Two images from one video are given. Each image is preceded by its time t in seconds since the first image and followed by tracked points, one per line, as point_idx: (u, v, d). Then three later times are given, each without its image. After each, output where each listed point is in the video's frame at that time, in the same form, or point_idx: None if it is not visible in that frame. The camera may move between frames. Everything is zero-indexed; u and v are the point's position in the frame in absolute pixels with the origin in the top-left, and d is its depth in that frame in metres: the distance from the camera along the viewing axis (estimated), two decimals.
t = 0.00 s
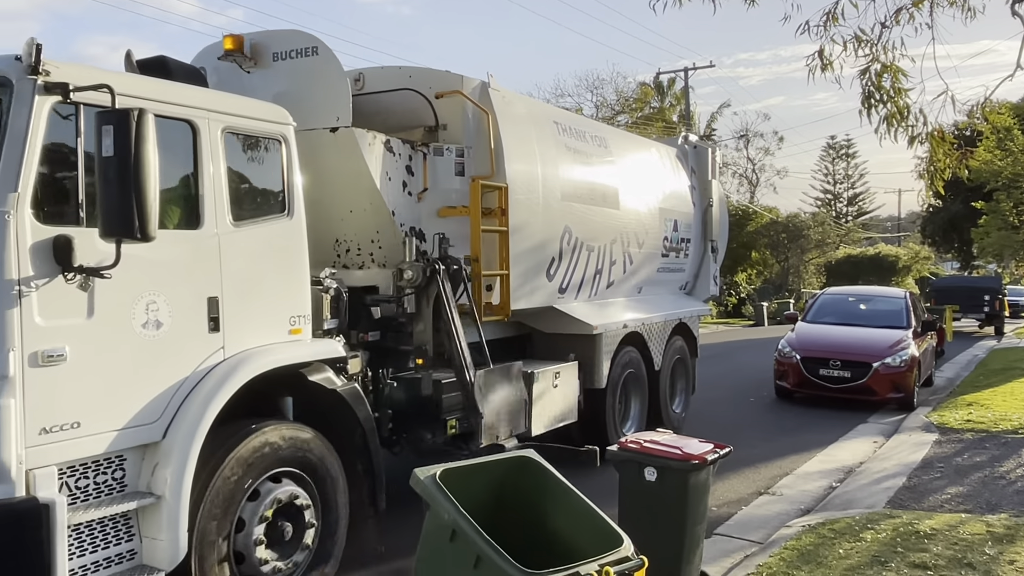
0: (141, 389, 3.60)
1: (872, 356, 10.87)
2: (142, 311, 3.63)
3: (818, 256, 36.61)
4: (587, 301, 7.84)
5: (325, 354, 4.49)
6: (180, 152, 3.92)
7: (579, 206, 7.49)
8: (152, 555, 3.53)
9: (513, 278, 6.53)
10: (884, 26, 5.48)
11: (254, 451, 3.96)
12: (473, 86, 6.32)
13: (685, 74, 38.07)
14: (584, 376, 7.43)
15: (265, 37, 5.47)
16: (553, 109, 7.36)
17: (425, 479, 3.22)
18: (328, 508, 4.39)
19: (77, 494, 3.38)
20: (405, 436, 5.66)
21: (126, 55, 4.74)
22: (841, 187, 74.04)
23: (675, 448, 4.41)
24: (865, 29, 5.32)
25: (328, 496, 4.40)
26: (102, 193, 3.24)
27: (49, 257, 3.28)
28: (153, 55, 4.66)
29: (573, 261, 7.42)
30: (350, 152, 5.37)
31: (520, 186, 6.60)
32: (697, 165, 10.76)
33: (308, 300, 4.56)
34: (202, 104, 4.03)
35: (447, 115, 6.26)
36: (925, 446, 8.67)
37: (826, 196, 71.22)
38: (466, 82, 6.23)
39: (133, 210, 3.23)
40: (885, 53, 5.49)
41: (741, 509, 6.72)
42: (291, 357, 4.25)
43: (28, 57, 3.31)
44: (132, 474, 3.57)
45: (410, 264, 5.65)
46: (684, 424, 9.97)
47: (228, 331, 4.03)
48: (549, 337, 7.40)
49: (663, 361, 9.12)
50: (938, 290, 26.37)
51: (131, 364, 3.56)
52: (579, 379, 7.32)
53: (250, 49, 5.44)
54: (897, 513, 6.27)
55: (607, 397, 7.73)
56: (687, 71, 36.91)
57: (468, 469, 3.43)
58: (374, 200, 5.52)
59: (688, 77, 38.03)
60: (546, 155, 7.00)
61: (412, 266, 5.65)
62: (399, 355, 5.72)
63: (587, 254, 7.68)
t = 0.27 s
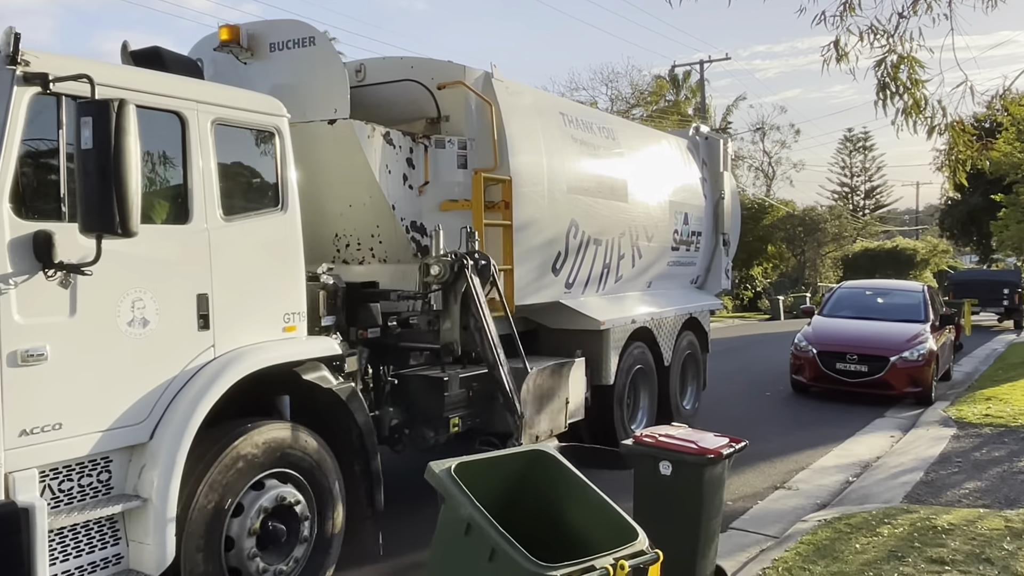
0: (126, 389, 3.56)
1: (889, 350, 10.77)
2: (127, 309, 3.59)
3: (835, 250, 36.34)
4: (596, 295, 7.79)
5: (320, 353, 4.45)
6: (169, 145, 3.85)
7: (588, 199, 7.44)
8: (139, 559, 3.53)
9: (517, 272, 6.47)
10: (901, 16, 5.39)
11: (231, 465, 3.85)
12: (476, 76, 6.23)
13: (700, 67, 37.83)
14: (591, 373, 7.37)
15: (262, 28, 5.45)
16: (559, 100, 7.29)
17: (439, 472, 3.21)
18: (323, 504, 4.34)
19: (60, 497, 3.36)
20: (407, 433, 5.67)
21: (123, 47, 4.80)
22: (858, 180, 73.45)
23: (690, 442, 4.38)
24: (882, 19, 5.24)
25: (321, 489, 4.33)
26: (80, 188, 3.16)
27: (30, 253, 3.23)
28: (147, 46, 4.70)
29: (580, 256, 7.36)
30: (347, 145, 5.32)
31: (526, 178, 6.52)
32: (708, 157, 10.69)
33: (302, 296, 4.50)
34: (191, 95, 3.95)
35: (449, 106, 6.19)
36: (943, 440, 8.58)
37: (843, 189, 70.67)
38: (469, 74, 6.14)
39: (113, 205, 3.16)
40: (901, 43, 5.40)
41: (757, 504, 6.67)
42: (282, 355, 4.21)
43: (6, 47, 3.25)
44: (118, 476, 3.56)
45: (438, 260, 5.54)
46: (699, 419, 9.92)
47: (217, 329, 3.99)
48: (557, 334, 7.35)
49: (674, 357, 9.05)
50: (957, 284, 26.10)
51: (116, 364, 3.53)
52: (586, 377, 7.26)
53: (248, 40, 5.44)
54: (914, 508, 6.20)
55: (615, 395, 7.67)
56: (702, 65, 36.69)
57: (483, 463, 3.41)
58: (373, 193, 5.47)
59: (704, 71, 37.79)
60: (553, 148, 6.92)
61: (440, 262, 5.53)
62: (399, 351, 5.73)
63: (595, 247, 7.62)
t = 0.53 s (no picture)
0: (129, 390, 3.58)
1: (908, 347, 10.67)
2: (129, 310, 3.60)
3: (853, 246, 36.03)
4: (609, 292, 7.75)
5: (326, 352, 4.45)
6: (172, 144, 3.85)
7: (600, 196, 7.39)
8: (144, 562, 3.55)
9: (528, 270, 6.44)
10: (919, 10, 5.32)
11: (229, 472, 3.82)
12: (486, 73, 6.22)
13: (717, 63, 37.61)
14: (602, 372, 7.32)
15: (270, 26, 5.49)
16: (570, 96, 7.25)
17: (456, 468, 3.19)
18: (328, 505, 4.33)
19: (64, 500, 3.39)
20: (417, 432, 5.71)
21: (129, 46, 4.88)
22: (877, 176, 72.84)
23: (707, 440, 4.35)
24: (898, 14, 5.17)
25: (326, 488, 4.32)
26: (79, 189, 3.17)
27: (29, 254, 3.24)
28: (152, 45, 4.76)
29: (593, 253, 7.31)
30: (354, 143, 5.29)
31: (537, 175, 6.49)
32: (723, 153, 10.62)
33: (307, 294, 4.50)
34: (194, 94, 3.95)
35: (459, 103, 6.18)
36: (962, 439, 8.48)
37: (862, 186, 70.10)
38: (478, 69, 6.13)
39: (111, 205, 3.17)
40: (919, 38, 5.34)
41: (773, 502, 6.63)
42: (288, 355, 4.21)
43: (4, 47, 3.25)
44: (122, 478, 3.58)
45: (473, 259, 5.58)
46: (714, 417, 9.87)
47: (222, 329, 4.00)
48: (568, 332, 7.31)
49: (688, 355, 8.99)
50: (978, 280, 25.81)
51: (119, 365, 3.55)
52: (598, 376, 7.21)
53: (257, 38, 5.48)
54: (933, 507, 6.14)
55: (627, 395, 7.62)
56: (718, 61, 36.49)
57: (501, 460, 3.39)
58: (380, 190, 5.45)
59: (720, 66, 37.56)
60: (564, 145, 6.89)
61: (476, 261, 5.56)
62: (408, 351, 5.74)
63: (608, 244, 7.58)
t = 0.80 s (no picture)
0: (154, 382, 3.62)
1: (928, 348, 10.57)
2: (155, 304, 3.64)
3: (871, 247, 35.75)
4: (626, 292, 7.74)
5: (347, 349, 4.48)
6: (197, 140, 3.88)
7: (618, 196, 7.38)
8: (167, 554, 3.58)
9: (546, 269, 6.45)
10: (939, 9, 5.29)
11: (251, 468, 3.85)
12: (505, 71, 6.24)
13: (734, 63, 37.42)
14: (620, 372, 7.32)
15: (291, 24, 5.51)
16: (588, 95, 7.25)
17: (472, 469, 3.20)
18: (348, 503, 4.35)
19: (89, 490, 3.42)
20: (435, 430, 5.74)
21: (153, 45, 4.94)
22: (896, 176, 72.24)
23: (724, 442, 4.35)
24: (917, 14, 5.13)
25: (346, 486, 4.33)
26: (106, 185, 3.21)
27: (57, 248, 3.27)
28: (176, 45, 4.80)
29: (610, 253, 7.30)
30: (375, 141, 5.33)
31: (555, 174, 6.49)
32: (741, 153, 10.57)
33: (329, 291, 4.53)
34: (218, 91, 3.98)
35: (478, 101, 6.20)
36: (983, 441, 8.40)
37: (880, 186, 69.54)
38: (497, 68, 6.15)
39: (139, 200, 3.21)
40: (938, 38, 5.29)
41: (792, 503, 6.59)
42: (309, 350, 4.24)
43: (34, 44, 3.28)
44: (146, 470, 3.62)
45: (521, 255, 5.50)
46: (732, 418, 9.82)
47: (245, 324, 4.02)
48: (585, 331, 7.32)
49: (706, 355, 8.96)
50: (997, 281, 25.54)
51: (144, 358, 3.58)
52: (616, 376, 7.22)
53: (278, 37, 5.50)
54: (954, 508, 6.08)
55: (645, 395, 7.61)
56: (735, 60, 36.31)
57: (518, 462, 3.39)
58: (400, 188, 5.48)
59: (737, 66, 37.38)
60: (582, 144, 6.89)
61: (524, 257, 5.48)
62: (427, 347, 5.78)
63: (625, 244, 7.56)
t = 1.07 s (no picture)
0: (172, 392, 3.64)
1: (948, 353, 10.46)
2: (173, 313, 3.67)
3: (890, 250, 35.45)
4: (642, 297, 7.71)
5: (363, 357, 4.49)
6: (214, 150, 3.91)
7: (634, 201, 7.36)
8: (185, 561, 3.60)
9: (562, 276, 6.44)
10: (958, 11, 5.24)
11: (268, 475, 3.86)
12: (520, 77, 6.24)
13: (751, 66, 37.25)
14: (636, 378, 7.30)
15: (308, 32, 5.56)
16: (603, 100, 7.24)
17: (490, 475, 3.18)
18: (364, 509, 4.36)
19: (108, 499, 3.45)
20: (451, 436, 5.70)
21: (171, 54, 5.00)
22: (915, 178, 71.61)
23: (743, 443, 4.30)
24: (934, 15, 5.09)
25: (362, 492, 4.34)
26: (124, 196, 3.24)
27: (77, 259, 3.31)
28: (193, 54, 4.85)
29: (626, 258, 7.28)
30: (390, 148, 5.33)
31: (571, 180, 6.48)
32: (758, 156, 10.52)
33: (345, 299, 4.55)
34: (235, 101, 4.01)
35: (493, 107, 6.20)
36: (1005, 446, 8.30)
37: (900, 188, 68.96)
38: (512, 74, 6.16)
39: (157, 210, 3.23)
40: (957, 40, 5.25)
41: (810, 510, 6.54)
42: (325, 358, 4.26)
43: (54, 56, 3.31)
44: (165, 479, 3.65)
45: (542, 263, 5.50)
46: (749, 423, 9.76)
47: (262, 333, 4.05)
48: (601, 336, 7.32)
49: (723, 360, 8.91)
50: (1019, 284, 25.24)
51: (162, 368, 3.61)
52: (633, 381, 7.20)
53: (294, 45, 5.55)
54: (975, 516, 6.01)
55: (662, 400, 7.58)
56: (752, 63, 36.12)
57: (534, 470, 3.39)
58: (416, 195, 5.48)
59: (754, 69, 37.20)
60: (598, 149, 6.88)
61: (545, 265, 5.49)
62: (439, 354, 5.84)
63: (641, 249, 7.54)
